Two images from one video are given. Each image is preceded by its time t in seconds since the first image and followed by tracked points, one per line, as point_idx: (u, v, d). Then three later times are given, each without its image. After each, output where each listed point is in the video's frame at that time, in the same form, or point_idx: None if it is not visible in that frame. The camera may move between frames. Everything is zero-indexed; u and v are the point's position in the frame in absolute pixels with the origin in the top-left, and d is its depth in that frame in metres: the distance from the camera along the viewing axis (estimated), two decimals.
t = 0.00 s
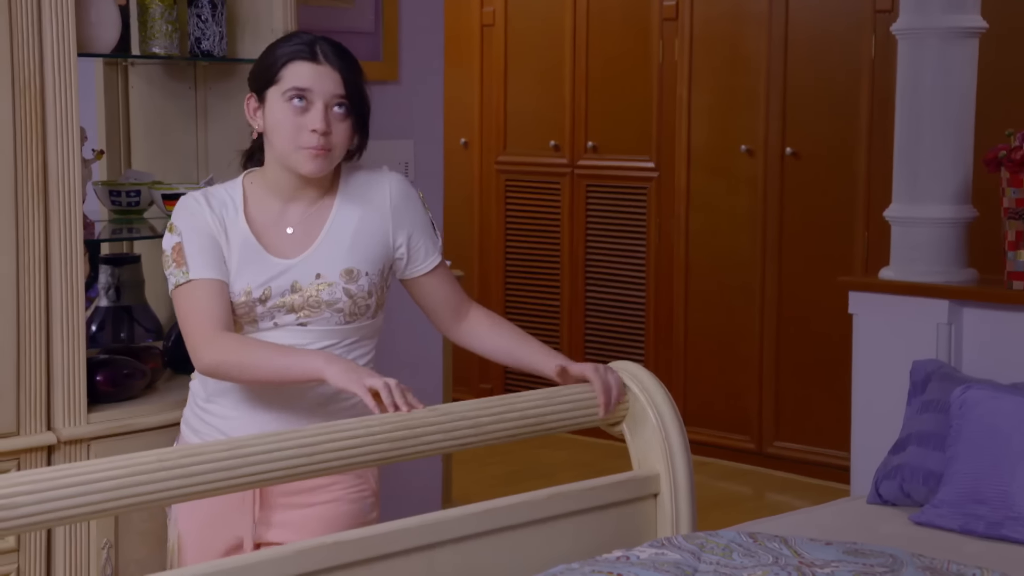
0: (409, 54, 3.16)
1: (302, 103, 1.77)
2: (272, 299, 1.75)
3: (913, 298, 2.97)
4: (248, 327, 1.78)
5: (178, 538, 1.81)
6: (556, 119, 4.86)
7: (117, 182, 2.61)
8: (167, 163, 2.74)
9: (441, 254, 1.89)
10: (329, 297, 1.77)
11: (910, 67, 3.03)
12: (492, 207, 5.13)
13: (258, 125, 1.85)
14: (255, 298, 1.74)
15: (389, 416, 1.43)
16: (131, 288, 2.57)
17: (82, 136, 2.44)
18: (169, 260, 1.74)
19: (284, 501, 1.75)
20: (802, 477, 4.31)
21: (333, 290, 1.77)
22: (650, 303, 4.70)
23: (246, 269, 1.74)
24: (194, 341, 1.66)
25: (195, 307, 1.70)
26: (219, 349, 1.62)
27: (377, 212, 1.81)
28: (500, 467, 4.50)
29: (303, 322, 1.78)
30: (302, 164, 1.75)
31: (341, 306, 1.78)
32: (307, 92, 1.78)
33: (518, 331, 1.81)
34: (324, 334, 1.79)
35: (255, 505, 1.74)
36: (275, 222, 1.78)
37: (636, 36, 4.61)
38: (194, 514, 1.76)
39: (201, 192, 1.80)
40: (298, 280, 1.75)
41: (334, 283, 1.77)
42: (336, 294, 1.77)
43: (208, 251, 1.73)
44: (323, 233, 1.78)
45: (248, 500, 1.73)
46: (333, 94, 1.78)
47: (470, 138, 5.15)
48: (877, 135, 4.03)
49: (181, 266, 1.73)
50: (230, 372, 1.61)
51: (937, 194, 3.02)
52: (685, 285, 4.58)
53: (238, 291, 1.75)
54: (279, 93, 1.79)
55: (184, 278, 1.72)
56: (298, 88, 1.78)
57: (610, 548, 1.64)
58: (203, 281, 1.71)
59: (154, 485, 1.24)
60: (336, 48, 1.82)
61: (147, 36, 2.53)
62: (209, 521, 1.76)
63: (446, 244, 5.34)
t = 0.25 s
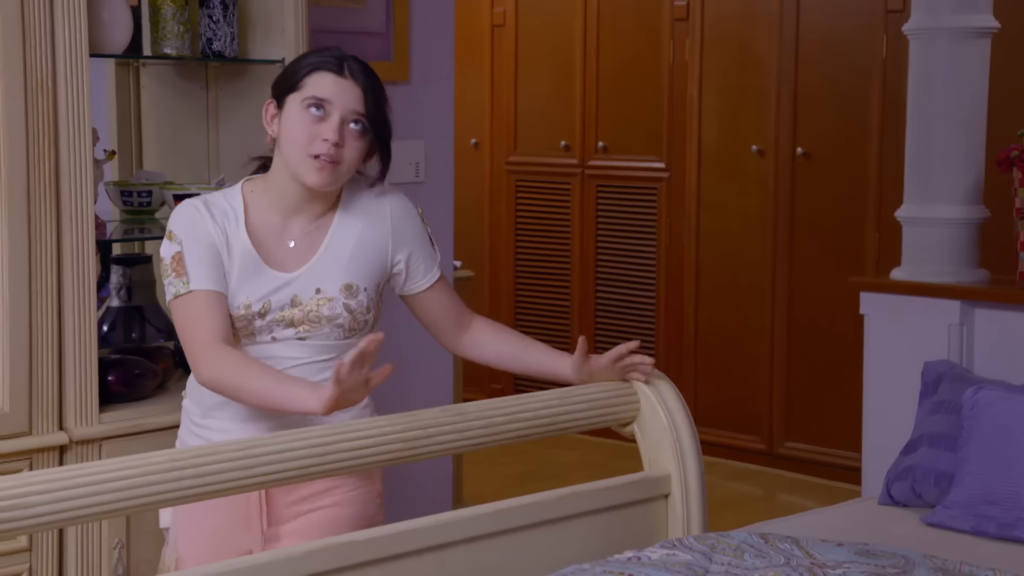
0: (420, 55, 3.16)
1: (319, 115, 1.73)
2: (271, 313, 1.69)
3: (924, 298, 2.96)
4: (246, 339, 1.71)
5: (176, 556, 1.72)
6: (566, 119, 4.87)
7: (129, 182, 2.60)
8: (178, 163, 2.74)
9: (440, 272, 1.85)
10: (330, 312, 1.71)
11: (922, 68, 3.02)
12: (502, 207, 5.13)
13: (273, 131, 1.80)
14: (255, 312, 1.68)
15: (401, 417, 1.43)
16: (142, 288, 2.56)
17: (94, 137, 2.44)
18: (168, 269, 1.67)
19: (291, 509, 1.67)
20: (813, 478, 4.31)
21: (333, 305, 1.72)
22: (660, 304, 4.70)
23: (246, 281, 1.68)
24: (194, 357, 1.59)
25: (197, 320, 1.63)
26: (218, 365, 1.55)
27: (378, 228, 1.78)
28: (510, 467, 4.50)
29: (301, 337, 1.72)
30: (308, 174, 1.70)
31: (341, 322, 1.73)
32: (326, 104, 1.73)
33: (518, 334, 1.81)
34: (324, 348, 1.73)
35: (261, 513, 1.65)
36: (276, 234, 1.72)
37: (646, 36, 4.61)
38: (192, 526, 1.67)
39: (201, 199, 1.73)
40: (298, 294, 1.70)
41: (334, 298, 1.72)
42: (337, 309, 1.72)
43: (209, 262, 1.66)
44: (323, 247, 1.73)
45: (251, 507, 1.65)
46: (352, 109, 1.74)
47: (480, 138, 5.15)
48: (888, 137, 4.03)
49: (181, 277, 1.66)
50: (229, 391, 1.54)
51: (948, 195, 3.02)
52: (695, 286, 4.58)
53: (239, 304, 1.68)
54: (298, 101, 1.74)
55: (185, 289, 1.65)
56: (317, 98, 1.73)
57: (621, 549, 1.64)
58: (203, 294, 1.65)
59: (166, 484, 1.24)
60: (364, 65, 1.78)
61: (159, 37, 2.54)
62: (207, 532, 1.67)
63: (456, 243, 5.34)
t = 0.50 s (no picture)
0: (430, 56, 3.16)
1: (301, 104, 1.68)
2: (280, 310, 1.65)
3: (934, 299, 2.96)
4: (254, 337, 1.67)
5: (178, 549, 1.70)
6: (576, 120, 4.87)
7: (140, 183, 2.60)
8: (188, 163, 2.74)
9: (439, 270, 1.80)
10: (340, 310, 1.67)
11: (932, 68, 3.01)
12: (512, 208, 5.14)
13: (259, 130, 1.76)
14: (263, 309, 1.65)
15: (410, 417, 1.43)
16: (152, 288, 2.55)
17: (105, 138, 2.44)
18: (168, 264, 1.63)
19: (301, 508, 1.64)
20: (822, 478, 4.30)
21: (343, 303, 1.68)
22: (670, 305, 4.70)
23: (252, 277, 1.64)
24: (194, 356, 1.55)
25: (196, 310, 1.59)
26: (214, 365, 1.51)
27: (383, 224, 1.73)
28: (519, 467, 4.50)
29: (312, 334, 1.68)
30: (301, 165, 1.65)
31: (351, 319, 1.68)
32: (305, 93, 1.68)
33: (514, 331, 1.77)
34: (334, 346, 1.69)
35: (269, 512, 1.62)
36: (280, 230, 1.68)
37: (656, 37, 4.61)
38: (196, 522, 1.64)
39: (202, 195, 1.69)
40: (307, 292, 1.66)
41: (344, 296, 1.68)
42: (347, 307, 1.68)
43: (210, 257, 1.62)
44: (330, 244, 1.69)
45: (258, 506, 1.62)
46: (334, 94, 1.69)
47: (489, 138, 5.15)
48: (898, 139, 4.02)
49: (181, 271, 1.62)
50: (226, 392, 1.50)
51: (959, 195, 3.01)
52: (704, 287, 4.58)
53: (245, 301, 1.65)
54: (277, 95, 1.70)
55: (185, 283, 1.61)
56: (296, 88, 1.68)
57: (632, 548, 1.64)
58: (204, 288, 1.61)
59: (177, 484, 1.24)
60: (336, 48, 1.73)
61: (169, 38, 2.54)
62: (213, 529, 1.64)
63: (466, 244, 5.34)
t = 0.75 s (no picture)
0: (440, 55, 3.16)
1: (296, 108, 1.64)
2: (286, 317, 1.61)
3: (944, 299, 2.95)
4: (261, 342, 1.64)
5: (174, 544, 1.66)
6: (585, 120, 4.87)
7: (150, 183, 2.61)
8: (199, 164, 2.74)
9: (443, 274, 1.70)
10: (344, 316, 1.63)
11: (943, 67, 3.01)
12: (521, 208, 5.14)
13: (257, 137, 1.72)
14: (268, 315, 1.61)
15: (421, 417, 1.43)
16: (163, 288, 2.56)
17: (116, 139, 2.45)
18: (177, 270, 1.60)
19: (303, 507, 1.61)
20: (832, 479, 4.30)
21: (348, 309, 1.63)
22: (679, 305, 4.69)
23: (258, 284, 1.61)
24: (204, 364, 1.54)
25: (207, 321, 1.57)
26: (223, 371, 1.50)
27: (386, 228, 1.67)
28: (528, 468, 4.49)
29: (318, 340, 1.63)
30: (301, 169, 1.61)
31: (357, 325, 1.64)
32: (300, 96, 1.65)
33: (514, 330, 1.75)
34: (342, 351, 1.65)
35: (274, 511, 1.58)
36: (285, 234, 1.64)
37: (666, 37, 4.60)
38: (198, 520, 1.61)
39: (211, 197, 1.66)
40: (312, 299, 1.62)
41: (349, 301, 1.63)
42: (352, 313, 1.63)
43: (218, 263, 1.59)
44: (335, 248, 1.64)
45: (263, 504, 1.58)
46: (328, 95, 1.65)
47: (499, 139, 5.16)
48: (909, 141, 4.02)
49: (191, 277, 1.59)
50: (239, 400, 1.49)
51: (970, 195, 3.01)
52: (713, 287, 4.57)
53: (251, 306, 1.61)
54: (272, 100, 1.66)
55: (194, 289, 1.58)
56: (290, 92, 1.65)
57: (643, 549, 1.64)
58: (215, 295, 1.58)
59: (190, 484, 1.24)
60: (329, 47, 1.69)
61: (180, 38, 2.55)
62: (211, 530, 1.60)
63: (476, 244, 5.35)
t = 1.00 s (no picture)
0: (447, 56, 3.16)
1: (293, 111, 1.66)
2: (280, 325, 1.61)
3: (952, 300, 2.95)
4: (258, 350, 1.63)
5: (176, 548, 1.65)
6: (592, 120, 4.87)
7: (158, 183, 2.60)
8: (207, 164, 2.75)
9: (416, 278, 1.64)
10: (338, 324, 1.62)
11: (951, 67, 3.00)
12: (529, 208, 5.14)
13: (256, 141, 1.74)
14: (263, 322, 1.61)
15: (428, 417, 1.42)
16: (170, 289, 2.57)
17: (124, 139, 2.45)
18: (177, 273, 1.61)
19: (303, 511, 1.59)
20: (840, 480, 4.29)
21: (340, 316, 1.62)
22: (686, 306, 4.69)
23: (254, 288, 1.61)
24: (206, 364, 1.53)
25: (208, 322, 1.56)
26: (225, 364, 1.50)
27: (371, 233, 1.65)
28: (535, 468, 4.49)
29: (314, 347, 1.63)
30: (297, 171, 1.62)
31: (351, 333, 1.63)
32: (296, 99, 1.66)
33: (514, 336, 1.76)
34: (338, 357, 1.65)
35: (274, 515, 1.57)
36: (281, 240, 1.64)
37: (673, 37, 4.60)
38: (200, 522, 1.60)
39: (211, 201, 1.68)
40: (305, 307, 1.61)
41: (340, 309, 1.63)
42: (345, 322, 1.63)
43: (216, 266, 1.60)
44: (328, 256, 1.64)
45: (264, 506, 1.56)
46: (325, 99, 1.66)
47: (506, 139, 5.16)
48: (916, 142, 4.01)
49: (190, 280, 1.59)
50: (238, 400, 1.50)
51: (978, 195, 3.00)
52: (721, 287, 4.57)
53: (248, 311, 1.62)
54: (269, 103, 1.67)
55: (193, 293, 1.58)
56: (287, 96, 1.66)
57: (651, 550, 1.64)
58: (213, 298, 1.58)
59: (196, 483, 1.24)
60: (327, 50, 1.70)
61: (187, 39, 2.56)
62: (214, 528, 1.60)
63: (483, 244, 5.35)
